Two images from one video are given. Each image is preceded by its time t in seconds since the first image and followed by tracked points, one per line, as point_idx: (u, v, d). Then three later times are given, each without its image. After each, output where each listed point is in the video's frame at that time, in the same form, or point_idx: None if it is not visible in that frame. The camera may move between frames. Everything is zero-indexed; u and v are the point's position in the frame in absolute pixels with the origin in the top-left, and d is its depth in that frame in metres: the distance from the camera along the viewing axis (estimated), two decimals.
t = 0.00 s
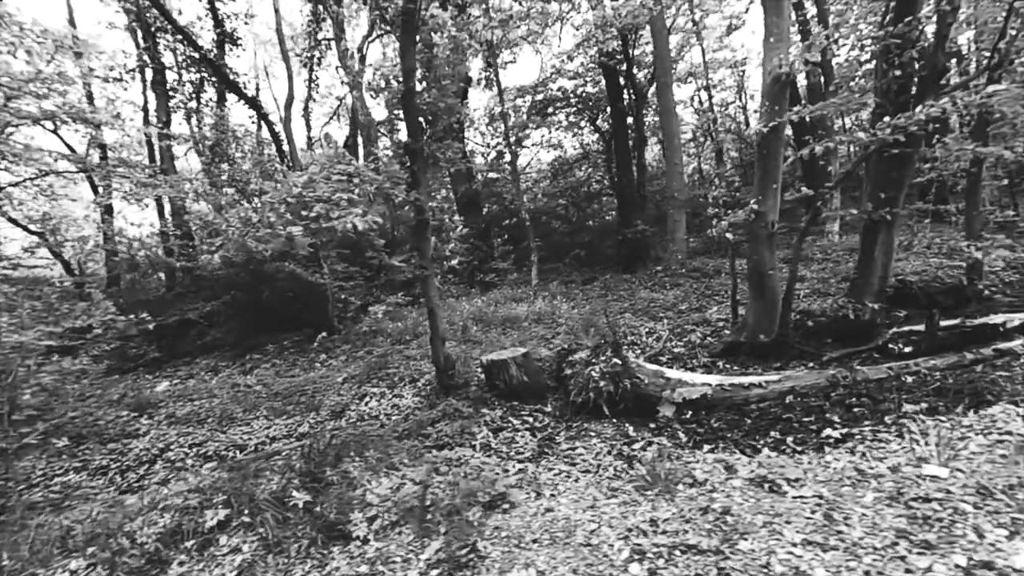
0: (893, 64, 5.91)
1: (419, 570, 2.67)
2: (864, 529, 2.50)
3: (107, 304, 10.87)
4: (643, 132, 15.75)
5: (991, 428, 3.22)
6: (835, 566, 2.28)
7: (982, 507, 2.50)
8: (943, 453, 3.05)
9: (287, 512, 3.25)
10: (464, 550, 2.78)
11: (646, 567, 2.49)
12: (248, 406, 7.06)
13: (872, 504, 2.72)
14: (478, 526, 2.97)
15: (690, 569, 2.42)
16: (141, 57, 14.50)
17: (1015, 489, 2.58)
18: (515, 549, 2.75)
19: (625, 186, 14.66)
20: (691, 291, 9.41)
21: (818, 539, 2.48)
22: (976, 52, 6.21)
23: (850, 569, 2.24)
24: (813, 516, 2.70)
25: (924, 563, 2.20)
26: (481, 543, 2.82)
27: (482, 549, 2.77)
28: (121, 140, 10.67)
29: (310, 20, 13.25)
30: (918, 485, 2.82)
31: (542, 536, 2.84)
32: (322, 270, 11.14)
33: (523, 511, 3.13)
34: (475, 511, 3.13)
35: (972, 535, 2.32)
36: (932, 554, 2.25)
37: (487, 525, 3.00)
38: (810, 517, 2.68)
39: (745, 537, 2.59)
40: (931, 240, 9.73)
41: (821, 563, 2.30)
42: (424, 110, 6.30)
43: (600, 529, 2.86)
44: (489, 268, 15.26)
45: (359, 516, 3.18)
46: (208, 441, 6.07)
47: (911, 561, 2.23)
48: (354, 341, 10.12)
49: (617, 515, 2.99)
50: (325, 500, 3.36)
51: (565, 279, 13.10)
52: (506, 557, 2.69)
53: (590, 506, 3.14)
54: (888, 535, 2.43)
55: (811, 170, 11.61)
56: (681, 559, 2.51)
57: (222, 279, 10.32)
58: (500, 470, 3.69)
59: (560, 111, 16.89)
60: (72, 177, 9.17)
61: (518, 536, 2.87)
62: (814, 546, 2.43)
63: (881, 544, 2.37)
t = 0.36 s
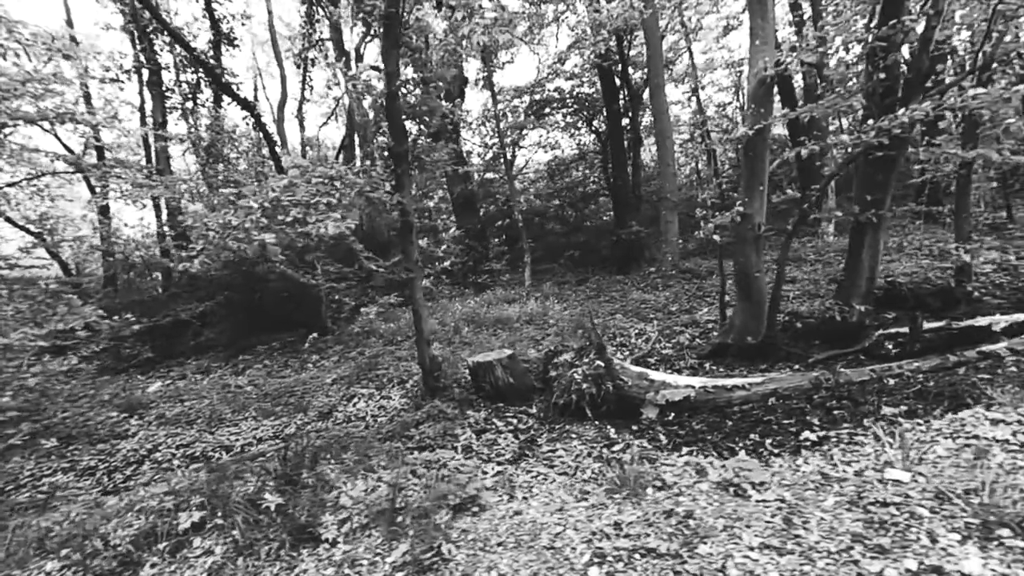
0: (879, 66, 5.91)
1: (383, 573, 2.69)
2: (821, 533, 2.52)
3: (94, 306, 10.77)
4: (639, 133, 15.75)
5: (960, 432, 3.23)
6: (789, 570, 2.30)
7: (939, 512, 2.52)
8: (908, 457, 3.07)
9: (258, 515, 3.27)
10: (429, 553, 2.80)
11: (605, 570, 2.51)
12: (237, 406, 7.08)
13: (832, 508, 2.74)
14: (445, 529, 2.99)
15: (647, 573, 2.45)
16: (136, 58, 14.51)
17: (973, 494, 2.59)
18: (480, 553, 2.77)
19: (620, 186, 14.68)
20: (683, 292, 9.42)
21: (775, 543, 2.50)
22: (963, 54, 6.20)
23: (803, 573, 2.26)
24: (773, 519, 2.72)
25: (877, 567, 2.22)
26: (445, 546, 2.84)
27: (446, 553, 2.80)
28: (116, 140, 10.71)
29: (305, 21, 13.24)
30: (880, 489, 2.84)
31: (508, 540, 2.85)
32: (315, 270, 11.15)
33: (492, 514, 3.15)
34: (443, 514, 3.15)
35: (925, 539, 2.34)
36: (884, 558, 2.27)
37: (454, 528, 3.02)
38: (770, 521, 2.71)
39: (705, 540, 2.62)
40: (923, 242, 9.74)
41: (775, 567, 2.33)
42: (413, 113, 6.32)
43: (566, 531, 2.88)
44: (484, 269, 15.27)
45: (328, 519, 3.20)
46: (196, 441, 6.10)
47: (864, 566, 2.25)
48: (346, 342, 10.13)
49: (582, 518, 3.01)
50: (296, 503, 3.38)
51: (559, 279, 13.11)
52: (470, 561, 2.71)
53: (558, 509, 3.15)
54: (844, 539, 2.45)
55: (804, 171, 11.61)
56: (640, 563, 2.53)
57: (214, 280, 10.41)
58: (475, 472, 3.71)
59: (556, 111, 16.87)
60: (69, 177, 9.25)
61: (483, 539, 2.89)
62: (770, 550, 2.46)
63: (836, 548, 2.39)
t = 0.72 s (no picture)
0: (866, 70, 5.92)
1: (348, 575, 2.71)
2: (779, 537, 2.55)
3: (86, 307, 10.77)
4: (635, 133, 15.75)
5: (929, 435, 3.25)
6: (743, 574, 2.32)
7: (897, 516, 2.54)
8: (874, 461, 3.09)
9: (229, 517, 3.29)
10: (393, 556, 2.82)
11: (564, 573, 2.53)
12: (226, 407, 7.11)
13: (792, 512, 2.76)
14: (412, 531, 3.01)
15: None
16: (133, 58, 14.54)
17: (930, 498, 2.62)
18: (444, 555, 2.79)
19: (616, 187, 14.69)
20: (674, 293, 9.43)
21: (732, 547, 2.53)
22: (950, 58, 6.20)
23: None
24: (734, 523, 2.74)
25: (829, 571, 2.25)
26: (409, 549, 2.86)
27: (411, 555, 2.82)
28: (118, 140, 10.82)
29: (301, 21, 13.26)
30: (843, 493, 2.86)
31: (473, 543, 2.87)
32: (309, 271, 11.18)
33: (461, 517, 3.17)
34: (413, 517, 3.17)
35: (879, 543, 2.37)
36: (837, 561, 2.29)
37: (422, 530, 3.04)
38: (731, 524, 2.73)
39: (665, 544, 2.64)
40: (914, 243, 9.74)
41: (731, 571, 2.35)
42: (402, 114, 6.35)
43: (532, 534, 2.90)
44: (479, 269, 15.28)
45: (299, 522, 3.23)
46: (183, 442, 6.13)
47: (817, 570, 2.27)
48: (339, 342, 10.16)
49: (549, 521, 3.03)
50: (268, 505, 3.41)
51: (554, 280, 13.12)
52: (434, 563, 2.73)
53: (526, 512, 3.17)
54: (801, 543, 2.47)
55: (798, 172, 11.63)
56: (599, 566, 2.55)
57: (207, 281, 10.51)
58: (451, 474, 3.73)
59: (553, 111, 16.90)
60: (66, 178, 9.21)
61: (450, 541, 2.91)
62: (727, 554, 2.49)
63: (791, 552, 2.42)
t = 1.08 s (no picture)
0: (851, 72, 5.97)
1: None
2: (740, 540, 2.62)
3: (78, 306, 10.79)
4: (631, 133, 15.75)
5: (898, 439, 3.30)
6: None
7: (857, 520, 2.59)
8: (840, 465, 3.13)
9: (205, 518, 3.32)
10: (362, 557, 2.84)
11: None
12: (216, 406, 7.12)
13: (756, 515, 2.83)
14: (383, 533, 3.03)
15: None
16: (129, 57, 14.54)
17: (890, 502, 2.69)
18: (414, 557, 2.81)
19: (611, 187, 14.70)
20: (666, 294, 9.44)
21: (694, 549, 2.60)
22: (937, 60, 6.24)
23: None
24: (699, 526, 2.78)
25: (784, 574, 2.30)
26: (378, 551, 2.88)
27: (379, 557, 2.83)
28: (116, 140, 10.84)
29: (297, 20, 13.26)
30: (807, 496, 2.92)
31: (442, 544, 2.89)
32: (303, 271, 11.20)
33: (434, 518, 3.18)
34: (387, 518, 3.21)
35: (837, 546, 2.43)
36: (795, 565, 2.37)
37: (393, 532, 3.06)
38: (695, 528, 2.77)
39: (629, 546, 2.69)
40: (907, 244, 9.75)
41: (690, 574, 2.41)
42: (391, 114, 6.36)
43: (501, 536, 2.92)
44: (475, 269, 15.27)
45: (272, 523, 3.25)
46: (172, 441, 6.14)
47: (773, 573, 2.34)
48: (332, 342, 10.17)
49: (518, 523, 3.05)
50: (245, 506, 3.43)
51: (548, 280, 13.13)
52: (402, 565, 2.75)
53: (498, 514, 3.18)
54: (763, 546, 2.52)
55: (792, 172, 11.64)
56: (562, 568, 2.58)
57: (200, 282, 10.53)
58: (429, 475, 3.76)
59: (549, 111, 16.92)
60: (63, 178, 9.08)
61: (420, 543, 2.93)
62: (689, 557, 2.54)
63: (750, 555, 2.49)
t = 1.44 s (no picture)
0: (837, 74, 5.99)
1: None
2: (699, 543, 2.64)
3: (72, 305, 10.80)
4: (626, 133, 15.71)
5: (866, 444, 3.34)
6: None
7: (814, 524, 2.62)
8: (805, 468, 3.16)
9: (176, 518, 3.35)
10: (327, 559, 2.86)
11: None
12: (205, 406, 7.14)
13: (717, 518, 2.85)
14: (351, 534, 3.06)
15: None
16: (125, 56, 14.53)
17: (850, 505, 2.70)
18: (378, 559, 2.83)
19: (607, 187, 14.71)
20: (658, 295, 9.45)
21: (653, 552, 2.61)
22: (925, 61, 6.24)
23: None
24: (659, 529, 2.81)
25: None
26: (342, 553, 2.91)
27: (345, 558, 2.86)
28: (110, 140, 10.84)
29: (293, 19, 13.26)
30: (768, 499, 2.95)
31: (408, 546, 2.91)
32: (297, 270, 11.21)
33: (403, 520, 3.21)
34: (356, 519, 3.24)
35: (792, 549, 2.47)
36: (750, 568, 2.39)
37: (361, 533, 3.09)
38: (656, 530, 2.80)
39: (590, 548, 2.71)
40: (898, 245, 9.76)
41: None
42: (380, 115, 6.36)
43: (466, 538, 2.94)
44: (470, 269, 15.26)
45: (242, 524, 3.28)
46: (159, 441, 6.15)
47: None
48: (325, 341, 10.18)
49: (486, 524, 3.06)
50: (216, 506, 3.46)
51: (543, 279, 13.13)
52: (366, 567, 2.77)
53: (467, 515, 3.20)
54: (720, 549, 2.55)
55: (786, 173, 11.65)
56: (522, 570, 2.60)
57: (192, 282, 10.56)
58: (405, 476, 3.79)
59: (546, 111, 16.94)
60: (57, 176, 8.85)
61: (387, 544, 2.96)
62: (646, 559, 2.56)
63: (707, 558, 2.50)
